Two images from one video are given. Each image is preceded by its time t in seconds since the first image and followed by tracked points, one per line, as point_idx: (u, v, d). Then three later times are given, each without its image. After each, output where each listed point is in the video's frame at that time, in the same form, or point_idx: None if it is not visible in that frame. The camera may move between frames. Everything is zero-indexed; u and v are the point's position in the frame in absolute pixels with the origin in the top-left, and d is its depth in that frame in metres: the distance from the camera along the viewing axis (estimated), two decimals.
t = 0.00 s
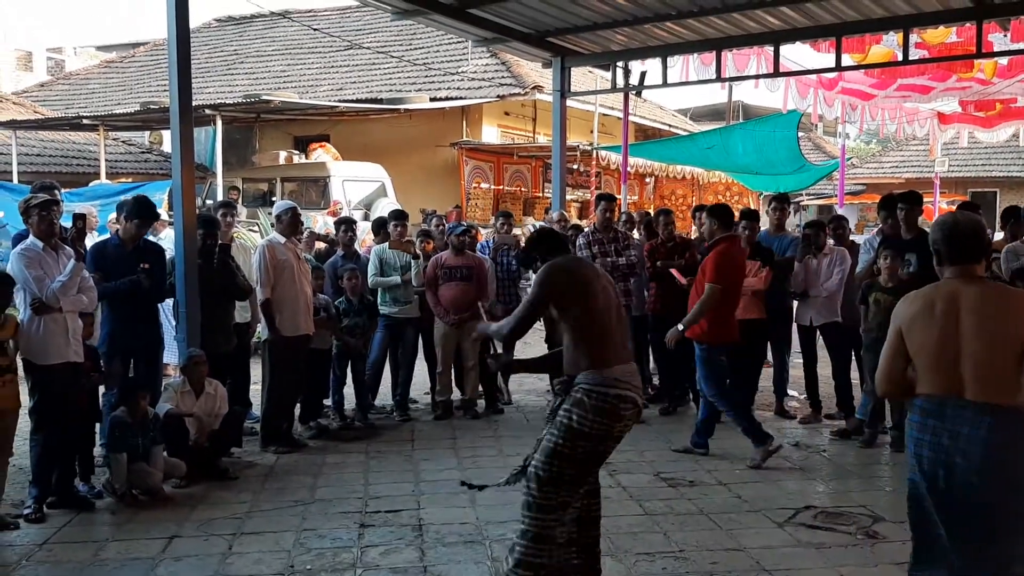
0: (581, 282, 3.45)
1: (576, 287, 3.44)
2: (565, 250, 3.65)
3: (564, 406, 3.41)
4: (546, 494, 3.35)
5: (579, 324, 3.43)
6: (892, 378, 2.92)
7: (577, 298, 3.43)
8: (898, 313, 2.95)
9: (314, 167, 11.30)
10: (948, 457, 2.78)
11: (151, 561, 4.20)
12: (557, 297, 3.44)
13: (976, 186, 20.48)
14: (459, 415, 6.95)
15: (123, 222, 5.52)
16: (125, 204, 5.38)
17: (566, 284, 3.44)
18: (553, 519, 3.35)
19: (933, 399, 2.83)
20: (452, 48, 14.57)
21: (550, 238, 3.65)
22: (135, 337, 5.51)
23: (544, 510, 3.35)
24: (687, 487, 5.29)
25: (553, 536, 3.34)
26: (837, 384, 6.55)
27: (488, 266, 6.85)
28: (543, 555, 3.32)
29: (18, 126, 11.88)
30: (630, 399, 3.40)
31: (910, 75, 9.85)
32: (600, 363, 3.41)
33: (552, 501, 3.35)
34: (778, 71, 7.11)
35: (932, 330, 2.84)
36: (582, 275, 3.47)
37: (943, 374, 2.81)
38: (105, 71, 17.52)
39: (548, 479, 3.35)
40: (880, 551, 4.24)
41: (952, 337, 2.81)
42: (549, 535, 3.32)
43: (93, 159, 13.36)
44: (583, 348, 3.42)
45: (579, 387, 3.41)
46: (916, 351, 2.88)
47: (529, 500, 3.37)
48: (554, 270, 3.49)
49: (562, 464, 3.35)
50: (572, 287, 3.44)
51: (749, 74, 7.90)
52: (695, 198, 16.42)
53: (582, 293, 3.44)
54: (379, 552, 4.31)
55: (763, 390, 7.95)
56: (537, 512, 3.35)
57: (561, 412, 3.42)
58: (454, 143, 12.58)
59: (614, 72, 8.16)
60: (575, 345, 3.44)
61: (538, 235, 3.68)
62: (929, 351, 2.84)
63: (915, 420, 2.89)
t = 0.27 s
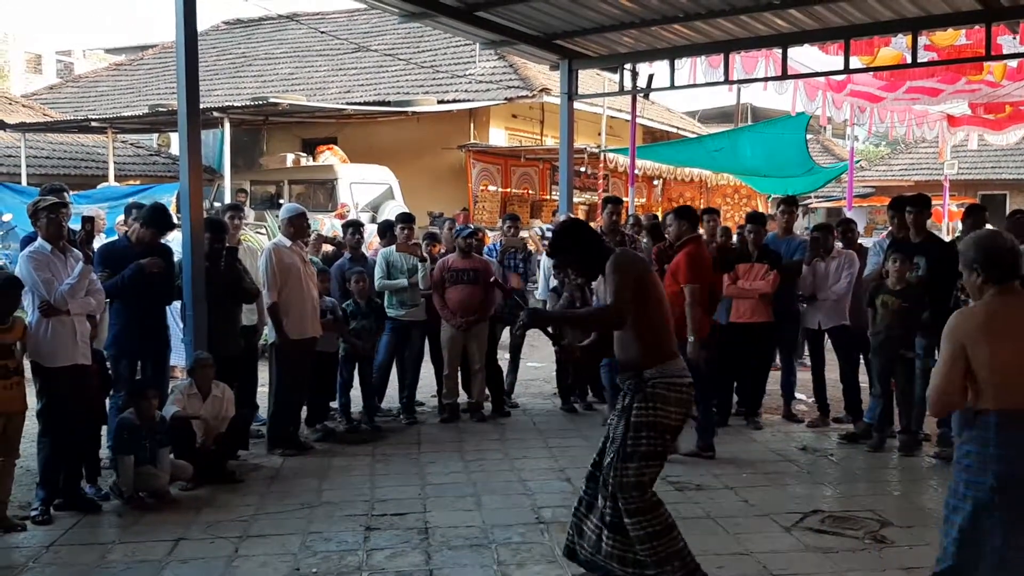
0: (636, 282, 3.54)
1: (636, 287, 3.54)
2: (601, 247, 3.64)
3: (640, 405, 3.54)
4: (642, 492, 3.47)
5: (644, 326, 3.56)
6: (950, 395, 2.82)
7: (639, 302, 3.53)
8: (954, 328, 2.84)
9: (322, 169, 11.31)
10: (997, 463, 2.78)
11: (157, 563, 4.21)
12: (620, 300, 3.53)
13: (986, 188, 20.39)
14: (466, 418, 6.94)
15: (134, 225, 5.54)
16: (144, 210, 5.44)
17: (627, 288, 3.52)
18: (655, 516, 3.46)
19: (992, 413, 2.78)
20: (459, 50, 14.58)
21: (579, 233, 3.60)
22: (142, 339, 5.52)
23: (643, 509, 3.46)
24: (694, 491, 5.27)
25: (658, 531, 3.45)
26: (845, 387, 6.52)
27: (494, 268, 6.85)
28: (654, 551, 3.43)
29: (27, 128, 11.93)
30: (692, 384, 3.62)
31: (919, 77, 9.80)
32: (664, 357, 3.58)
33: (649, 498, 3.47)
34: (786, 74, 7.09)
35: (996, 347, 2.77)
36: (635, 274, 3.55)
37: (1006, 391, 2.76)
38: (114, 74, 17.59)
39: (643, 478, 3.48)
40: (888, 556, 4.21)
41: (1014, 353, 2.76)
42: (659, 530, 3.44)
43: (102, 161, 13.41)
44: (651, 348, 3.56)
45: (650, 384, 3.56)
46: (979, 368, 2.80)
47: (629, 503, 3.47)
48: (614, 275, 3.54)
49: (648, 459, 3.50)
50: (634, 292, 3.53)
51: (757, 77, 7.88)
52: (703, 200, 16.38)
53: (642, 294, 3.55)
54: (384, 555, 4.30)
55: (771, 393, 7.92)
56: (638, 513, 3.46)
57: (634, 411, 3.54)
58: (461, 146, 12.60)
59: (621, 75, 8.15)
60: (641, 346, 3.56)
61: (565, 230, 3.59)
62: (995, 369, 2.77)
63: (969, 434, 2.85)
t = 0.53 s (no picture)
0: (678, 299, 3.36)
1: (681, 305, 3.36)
2: (642, 260, 3.44)
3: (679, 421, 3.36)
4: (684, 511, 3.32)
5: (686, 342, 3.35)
6: None
7: (687, 321, 3.34)
8: None
9: (313, 165, 11.25)
10: None
11: (145, 562, 4.16)
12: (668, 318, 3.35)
13: (979, 187, 20.41)
14: (457, 416, 6.90)
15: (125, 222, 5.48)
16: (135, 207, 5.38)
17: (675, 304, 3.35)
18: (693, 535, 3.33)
19: None
20: (452, 46, 14.53)
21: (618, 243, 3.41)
22: (131, 335, 5.46)
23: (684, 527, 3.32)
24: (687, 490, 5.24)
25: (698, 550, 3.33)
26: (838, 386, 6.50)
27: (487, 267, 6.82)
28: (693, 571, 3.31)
29: (17, 123, 11.85)
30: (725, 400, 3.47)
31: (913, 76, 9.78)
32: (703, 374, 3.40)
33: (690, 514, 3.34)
34: (780, 71, 7.07)
35: None
36: (677, 289, 3.38)
37: None
38: (104, 69, 17.49)
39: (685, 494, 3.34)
40: (881, 556, 4.19)
41: None
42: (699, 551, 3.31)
43: (91, 157, 13.33)
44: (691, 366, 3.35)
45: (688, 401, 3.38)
46: None
47: (668, 521, 3.32)
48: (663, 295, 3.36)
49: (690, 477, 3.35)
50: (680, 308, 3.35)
51: (750, 74, 7.85)
52: (696, 198, 16.41)
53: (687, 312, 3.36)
54: (375, 554, 4.26)
55: (763, 392, 7.89)
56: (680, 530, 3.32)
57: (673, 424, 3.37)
58: (454, 143, 12.58)
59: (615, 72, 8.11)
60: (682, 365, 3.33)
61: (609, 236, 3.43)
62: None
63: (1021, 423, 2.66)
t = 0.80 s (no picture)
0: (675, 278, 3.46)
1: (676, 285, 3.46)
2: (650, 237, 3.57)
3: (665, 403, 3.47)
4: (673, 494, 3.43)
5: (674, 324, 3.46)
6: None
7: (680, 302, 3.45)
8: None
9: (301, 161, 11.24)
10: None
11: (133, 558, 4.13)
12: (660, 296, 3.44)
13: (970, 184, 20.45)
14: (448, 413, 6.88)
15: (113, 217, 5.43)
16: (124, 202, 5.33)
17: (670, 285, 3.44)
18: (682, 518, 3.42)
19: None
20: (444, 42, 14.49)
21: (650, 212, 3.58)
22: (119, 331, 5.43)
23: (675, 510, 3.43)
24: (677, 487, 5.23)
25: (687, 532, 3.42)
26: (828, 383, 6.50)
27: (477, 263, 6.81)
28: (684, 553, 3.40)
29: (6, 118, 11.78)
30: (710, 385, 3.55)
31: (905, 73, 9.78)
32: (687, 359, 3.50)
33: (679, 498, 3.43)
34: (772, 68, 7.06)
35: None
36: (678, 269, 3.48)
37: None
38: (94, 63, 17.40)
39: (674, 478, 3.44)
40: (871, 553, 4.18)
41: None
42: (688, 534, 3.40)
43: (81, 152, 13.26)
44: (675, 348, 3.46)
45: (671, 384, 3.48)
46: None
47: (660, 505, 3.44)
48: (660, 272, 3.47)
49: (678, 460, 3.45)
50: (675, 289, 3.45)
51: (742, 71, 7.84)
52: (687, 195, 16.48)
53: (683, 292, 3.47)
54: (363, 551, 4.24)
55: (754, 388, 7.89)
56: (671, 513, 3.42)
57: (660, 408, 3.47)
58: (445, 138, 12.59)
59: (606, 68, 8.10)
60: (666, 344, 3.45)
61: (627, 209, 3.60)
62: None
63: None
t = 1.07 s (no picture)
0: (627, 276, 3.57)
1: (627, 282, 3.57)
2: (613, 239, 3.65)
3: (617, 399, 3.57)
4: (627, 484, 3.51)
5: (624, 322, 3.58)
6: None
7: (631, 301, 3.57)
8: None
9: (273, 157, 11.18)
10: None
11: (100, 557, 4.09)
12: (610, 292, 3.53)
13: (938, 185, 20.72)
14: (420, 411, 6.87)
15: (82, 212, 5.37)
16: (94, 200, 5.28)
17: (622, 281, 3.55)
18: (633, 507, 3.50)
19: None
20: (418, 38, 14.45)
21: (615, 205, 3.66)
22: (87, 327, 5.36)
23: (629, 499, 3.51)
24: (648, 484, 5.25)
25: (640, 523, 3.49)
26: (797, 381, 6.55)
27: (450, 261, 6.81)
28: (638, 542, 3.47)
29: None
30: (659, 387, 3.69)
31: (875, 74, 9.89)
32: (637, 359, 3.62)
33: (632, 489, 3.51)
34: (743, 68, 7.11)
35: None
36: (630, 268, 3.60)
37: None
38: (63, 57, 17.17)
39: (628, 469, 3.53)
40: (838, 549, 4.22)
41: None
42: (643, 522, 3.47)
43: (49, 147, 13.07)
44: (625, 345, 3.59)
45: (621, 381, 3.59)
46: None
47: (615, 494, 3.52)
48: (614, 268, 3.58)
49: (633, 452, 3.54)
50: (627, 286, 3.56)
51: (713, 71, 7.89)
52: (660, 194, 16.57)
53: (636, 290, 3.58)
54: (333, 550, 4.22)
55: (723, 386, 7.94)
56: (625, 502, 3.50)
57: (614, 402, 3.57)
58: (419, 135, 12.54)
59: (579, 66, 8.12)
60: (616, 340, 3.58)
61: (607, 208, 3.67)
62: None
63: None
